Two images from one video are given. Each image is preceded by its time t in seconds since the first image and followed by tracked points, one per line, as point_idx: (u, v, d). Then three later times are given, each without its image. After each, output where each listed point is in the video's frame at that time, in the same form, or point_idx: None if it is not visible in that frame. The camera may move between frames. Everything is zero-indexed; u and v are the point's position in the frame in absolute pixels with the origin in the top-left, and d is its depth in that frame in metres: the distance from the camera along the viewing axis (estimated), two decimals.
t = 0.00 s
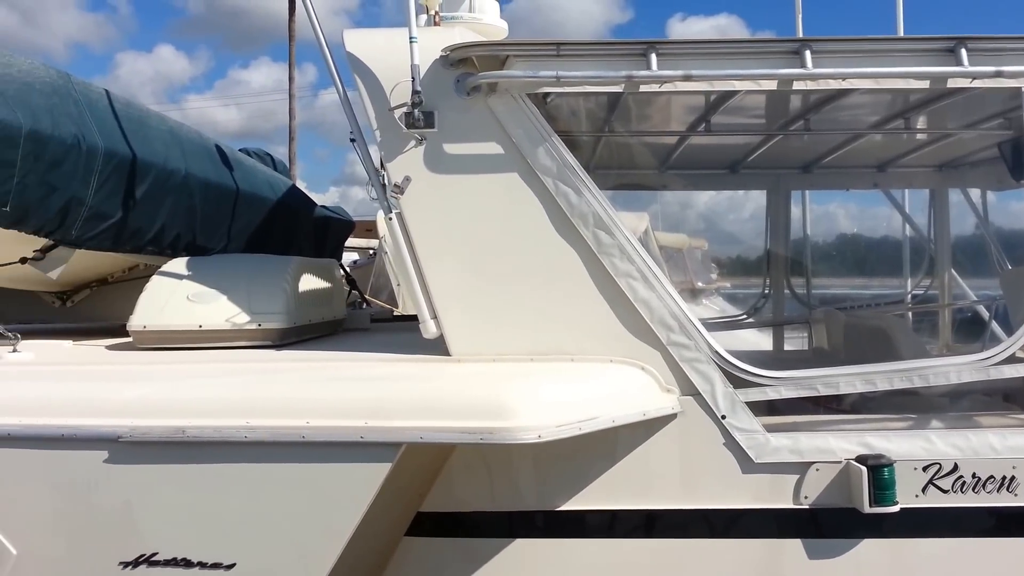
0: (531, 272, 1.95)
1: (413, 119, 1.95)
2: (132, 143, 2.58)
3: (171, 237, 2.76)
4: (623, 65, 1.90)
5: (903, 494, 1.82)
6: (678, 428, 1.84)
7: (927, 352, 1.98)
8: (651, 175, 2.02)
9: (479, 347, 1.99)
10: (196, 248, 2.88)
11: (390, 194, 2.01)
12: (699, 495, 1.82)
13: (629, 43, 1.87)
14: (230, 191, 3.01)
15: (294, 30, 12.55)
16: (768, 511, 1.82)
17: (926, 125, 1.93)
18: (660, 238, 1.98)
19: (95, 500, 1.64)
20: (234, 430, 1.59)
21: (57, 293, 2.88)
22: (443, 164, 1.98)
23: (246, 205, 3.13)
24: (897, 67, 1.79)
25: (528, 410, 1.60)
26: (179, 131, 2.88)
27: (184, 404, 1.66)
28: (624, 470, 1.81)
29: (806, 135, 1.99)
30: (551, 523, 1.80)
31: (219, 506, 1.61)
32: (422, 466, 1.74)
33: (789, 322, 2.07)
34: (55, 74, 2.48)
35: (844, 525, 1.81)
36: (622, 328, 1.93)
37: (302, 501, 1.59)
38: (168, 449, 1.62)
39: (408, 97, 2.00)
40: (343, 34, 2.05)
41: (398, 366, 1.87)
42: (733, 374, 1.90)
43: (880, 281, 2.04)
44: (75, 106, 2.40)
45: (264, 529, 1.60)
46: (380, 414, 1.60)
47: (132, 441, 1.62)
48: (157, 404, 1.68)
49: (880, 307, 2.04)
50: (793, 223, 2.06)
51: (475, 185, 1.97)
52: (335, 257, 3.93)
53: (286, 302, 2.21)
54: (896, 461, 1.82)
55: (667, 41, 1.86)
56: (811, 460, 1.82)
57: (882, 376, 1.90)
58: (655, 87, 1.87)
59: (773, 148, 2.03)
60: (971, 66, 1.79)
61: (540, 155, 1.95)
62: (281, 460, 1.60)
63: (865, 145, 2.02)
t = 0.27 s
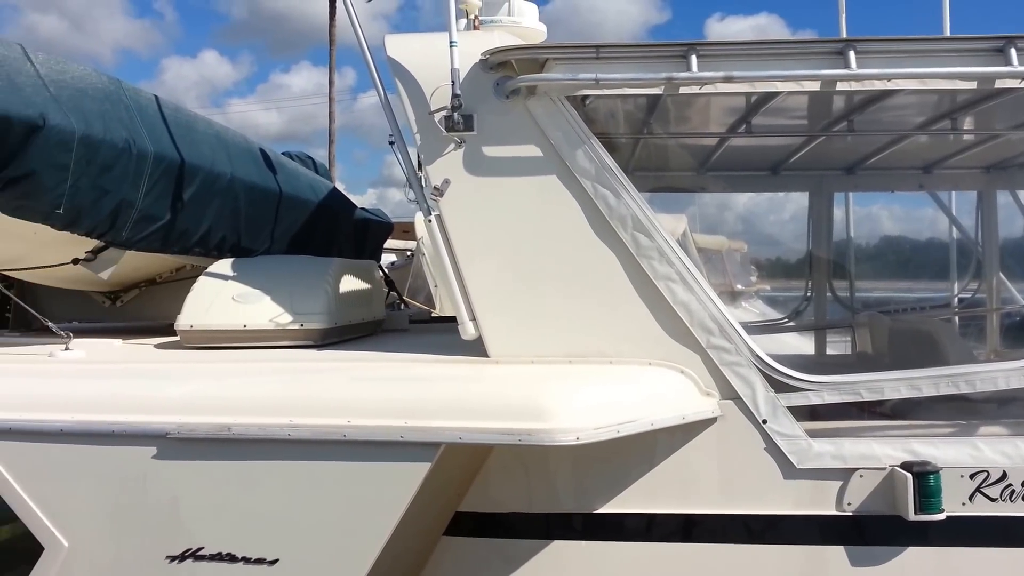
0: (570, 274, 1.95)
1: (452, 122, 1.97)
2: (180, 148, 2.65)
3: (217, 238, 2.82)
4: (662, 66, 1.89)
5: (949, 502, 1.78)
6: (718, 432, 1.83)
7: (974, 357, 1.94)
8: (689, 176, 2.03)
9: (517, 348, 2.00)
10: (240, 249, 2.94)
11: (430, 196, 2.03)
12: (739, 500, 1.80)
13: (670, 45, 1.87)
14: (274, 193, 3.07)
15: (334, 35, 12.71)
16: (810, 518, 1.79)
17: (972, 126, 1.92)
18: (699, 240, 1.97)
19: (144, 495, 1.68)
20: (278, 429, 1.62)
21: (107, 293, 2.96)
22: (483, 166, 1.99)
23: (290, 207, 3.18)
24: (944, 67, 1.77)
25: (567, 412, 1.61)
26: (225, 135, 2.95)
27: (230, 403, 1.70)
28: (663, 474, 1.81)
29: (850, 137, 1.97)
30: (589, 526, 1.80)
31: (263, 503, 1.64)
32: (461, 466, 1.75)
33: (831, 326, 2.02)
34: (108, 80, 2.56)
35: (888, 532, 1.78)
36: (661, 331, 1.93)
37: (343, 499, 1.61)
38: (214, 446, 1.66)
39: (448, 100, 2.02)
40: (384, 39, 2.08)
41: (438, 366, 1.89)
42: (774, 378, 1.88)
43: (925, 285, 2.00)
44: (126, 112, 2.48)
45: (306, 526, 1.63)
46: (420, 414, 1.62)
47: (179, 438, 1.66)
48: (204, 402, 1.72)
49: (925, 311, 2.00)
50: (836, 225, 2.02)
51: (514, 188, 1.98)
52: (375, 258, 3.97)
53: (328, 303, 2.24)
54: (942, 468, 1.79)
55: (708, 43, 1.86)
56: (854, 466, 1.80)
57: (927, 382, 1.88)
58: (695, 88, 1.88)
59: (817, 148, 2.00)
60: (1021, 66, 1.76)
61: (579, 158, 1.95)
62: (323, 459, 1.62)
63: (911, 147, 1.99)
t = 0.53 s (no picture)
0: (608, 275, 1.95)
1: (491, 124, 1.98)
2: (224, 150, 2.70)
3: (259, 239, 2.87)
4: (705, 66, 1.88)
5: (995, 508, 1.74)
6: (758, 435, 1.81)
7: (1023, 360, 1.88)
8: (729, 178, 2.01)
9: (555, 349, 2.00)
10: (282, 250, 2.98)
11: (469, 197, 2.04)
12: (779, 504, 1.78)
13: (712, 44, 1.86)
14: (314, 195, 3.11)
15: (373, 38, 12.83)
16: (851, 522, 1.76)
17: (1022, 125, 1.89)
18: (739, 241, 1.95)
19: (189, 489, 1.71)
20: (319, 426, 1.65)
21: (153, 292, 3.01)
22: (522, 168, 2.00)
23: (330, 208, 3.23)
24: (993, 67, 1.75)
25: (607, 413, 1.61)
26: (267, 138, 2.99)
27: (272, 400, 1.73)
28: (701, 477, 1.79)
29: (895, 136, 1.94)
30: (626, 526, 1.79)
31: (304, 498, 1.66)
32: (498, 464, 1.75)
33: (875, 329, 2.01)
34: (155, 84, 2.62)
35: (933, 538, 1.74)
36: (701, 332, 1.91)
37: (383, 495, 1.63)
38: (257, 442, 1.69)
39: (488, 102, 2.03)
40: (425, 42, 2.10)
41: (476, 366, 1.90)
42: (816, 380, 1.86)
43: (972, 287, 1.99)
44: (173, 115, 2.54)
45: (346, 522, 1.65)
46: (458, 413, 1.64)
47: (223, 433, 1.70)
48: (247, 399, 1.76)
49: (973, 313, 1.98)
50: (881, 226, 1.99)
51: (553, 188, 1.98)
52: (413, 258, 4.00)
53: (367, 303, 2.26)
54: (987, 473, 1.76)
55: (750, 42, 1.84)
56: (898, 470, 1.77)
57: (974, 387, 1.85)
58: (736, 88, 1.87)
59: (861, 149, 1.98)
60: None
61: (618, 158, 1.95)
62: (363, 455, 1.64)
63: (957, 147, 1.97)
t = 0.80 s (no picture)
0: (647, 274, 1.94)
1: (530, 123, 1.98)
2: (267, 149, 2.74)
3: (300, 238, 2.90)
4: (747, 63, 1.87)
5: None
6: (799, 437, 1.79)
7: None
8: (770, 178, 1.99)
9: (594, 348, 1.99)
10: (322, 249, 3.01)
11: (508, 196, 2.05)
12: (820, 506, 1.75)
13: (754, 41, 1.85)
14: (354, 194, 3.14)
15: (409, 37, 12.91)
16: (895, 525, 1.74)
17: None
18: (779, 240, 1.94)
19: (232, 484, 1.74)
20: (360, 422, 1.67)
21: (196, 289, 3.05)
22: (560, 166, 2.00)
23: (370, 208, 3.25)
24: None
25: (648, 412, 1.61)
26: (308, 138, 3.03)
27: (314, 396, 1.76)
28: (741, 478, 1.78)
29: (940, 134, 1.90)
30: (664, 526, 1.78)
31: (345, 493, 1.68)
32: (535, 462, 1.76)
33: (920, 330, 1.97)
34: (200, 85, 2.67)
35: (979, 543, 1.71)
36: (741, 332, 1.90)
37: (421, 492, 1.64)
38: (299, 438, 1.71)
39: (526, 101, 2.03)
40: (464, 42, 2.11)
41: (514, 364, 1.90)
42: (859, 381, 1.83)
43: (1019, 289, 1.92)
44: (217, 115, 2.58)
45: (385, 518, 1.66)
46: (497, 411, 1.65)
47: (266, 428, 1.72)
48: (289, 396, 1.78)
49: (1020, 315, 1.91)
50: (925, 225, 1.93)
51: (592, 187, 1.98)
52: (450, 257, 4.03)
53: (406, 301, 2.27)
54: None
55: (792, 38, 1.83)
56: (943, 473, 1.73)
57: (1021, 389, 1.82)
58: (779, 85, 1.85)
59: (905, 148, 1.95)
60: None
61: (658, 157, 1.94)
62: (403, 452, 1.66)
63: (1007, 145, 1.91)
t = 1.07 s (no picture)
0: (686, 270, 1.93)
1: (569, 119, 1.98)
2: (307, 147, 2.76)
3: (339, 235, 2.93)
4: (790, 58, 1.85)
5: None
6: (842, 436, 1.77)
7: None
8: (811, 173, 1.96)
9: (633, 346, 1.98)
10: (361, 245, 3.04)
11: (546, 193, 2.05)
12: (863, 506, 1.73)
13: (797, 36, 1.83)
14: (393, 191, 3.16)
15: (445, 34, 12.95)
16: (939, 526, 1.71)
17: None
18: (821, 237, 1.91)
19: (273, 477, 1.76)
20: (399, 417, 1.68)
21: (237, 285, 3.09)
22: (600, 163, 1.99)
23: (408, 204, 3.27)
24: None
25: (687, 409, 1.60)
26: (348, 135, 3.06)
27: (355, 392, 1.78)
28: (781, 478, 1.76)
29: (986, 130, 1.86)
30: (704, 526, 1.77)
31: (385, 487, 1.70)
32: (574, 458, 1.75)
33: (964, 329, 1.92)
34: (242, 84, 2.70)
35: None
36: (783, 330, 1.88)
37: (461, 487, 1.65)
38: (340, 432, 1.73)
39: (565, 98, 2.03)
40: (504, 39, 2.12)
41: (553, 361, 1.90)
42: (903, 380, 1.81)
43: None
44: (258, 113, 2.62)
45: (425, 512, 1.67)
46: (536, 407, 1.65)
47: (307, 423, 1.74)
48: (330, 391, 1.80)
49: None
50: (970, 222, 1.91)
51: (631, 183, 1.97)
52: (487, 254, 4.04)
53: (445, 297, 2.29)
54: None
55: (836, 32, 1.81)
56: (989, 473, 1.70)
57: None
58: (822, 80, 1.83)
59: (951, 143, 1.91)
60: None
61: (699, 153, 1.93)
62: (442, 447, 1.67)
63: None
